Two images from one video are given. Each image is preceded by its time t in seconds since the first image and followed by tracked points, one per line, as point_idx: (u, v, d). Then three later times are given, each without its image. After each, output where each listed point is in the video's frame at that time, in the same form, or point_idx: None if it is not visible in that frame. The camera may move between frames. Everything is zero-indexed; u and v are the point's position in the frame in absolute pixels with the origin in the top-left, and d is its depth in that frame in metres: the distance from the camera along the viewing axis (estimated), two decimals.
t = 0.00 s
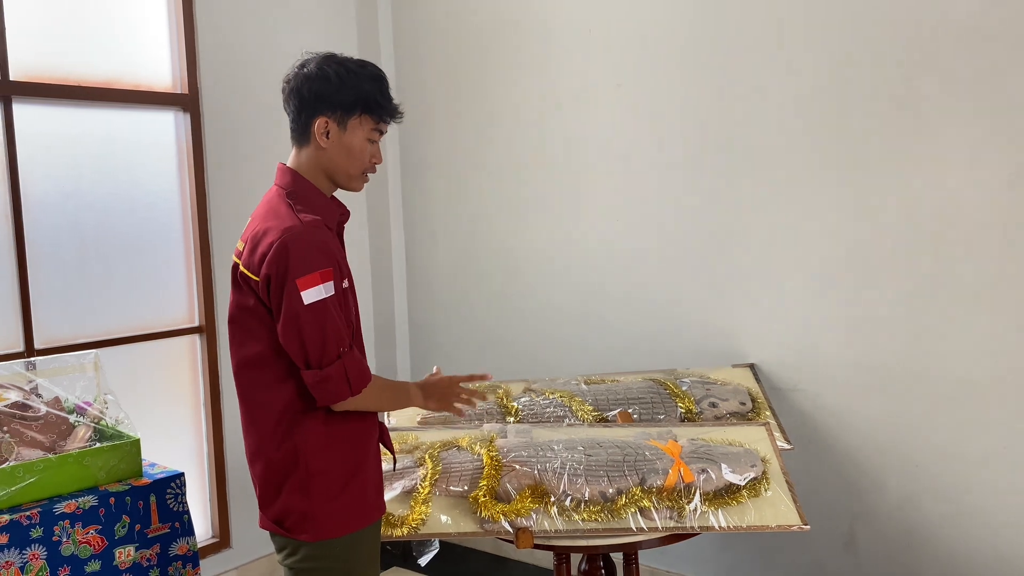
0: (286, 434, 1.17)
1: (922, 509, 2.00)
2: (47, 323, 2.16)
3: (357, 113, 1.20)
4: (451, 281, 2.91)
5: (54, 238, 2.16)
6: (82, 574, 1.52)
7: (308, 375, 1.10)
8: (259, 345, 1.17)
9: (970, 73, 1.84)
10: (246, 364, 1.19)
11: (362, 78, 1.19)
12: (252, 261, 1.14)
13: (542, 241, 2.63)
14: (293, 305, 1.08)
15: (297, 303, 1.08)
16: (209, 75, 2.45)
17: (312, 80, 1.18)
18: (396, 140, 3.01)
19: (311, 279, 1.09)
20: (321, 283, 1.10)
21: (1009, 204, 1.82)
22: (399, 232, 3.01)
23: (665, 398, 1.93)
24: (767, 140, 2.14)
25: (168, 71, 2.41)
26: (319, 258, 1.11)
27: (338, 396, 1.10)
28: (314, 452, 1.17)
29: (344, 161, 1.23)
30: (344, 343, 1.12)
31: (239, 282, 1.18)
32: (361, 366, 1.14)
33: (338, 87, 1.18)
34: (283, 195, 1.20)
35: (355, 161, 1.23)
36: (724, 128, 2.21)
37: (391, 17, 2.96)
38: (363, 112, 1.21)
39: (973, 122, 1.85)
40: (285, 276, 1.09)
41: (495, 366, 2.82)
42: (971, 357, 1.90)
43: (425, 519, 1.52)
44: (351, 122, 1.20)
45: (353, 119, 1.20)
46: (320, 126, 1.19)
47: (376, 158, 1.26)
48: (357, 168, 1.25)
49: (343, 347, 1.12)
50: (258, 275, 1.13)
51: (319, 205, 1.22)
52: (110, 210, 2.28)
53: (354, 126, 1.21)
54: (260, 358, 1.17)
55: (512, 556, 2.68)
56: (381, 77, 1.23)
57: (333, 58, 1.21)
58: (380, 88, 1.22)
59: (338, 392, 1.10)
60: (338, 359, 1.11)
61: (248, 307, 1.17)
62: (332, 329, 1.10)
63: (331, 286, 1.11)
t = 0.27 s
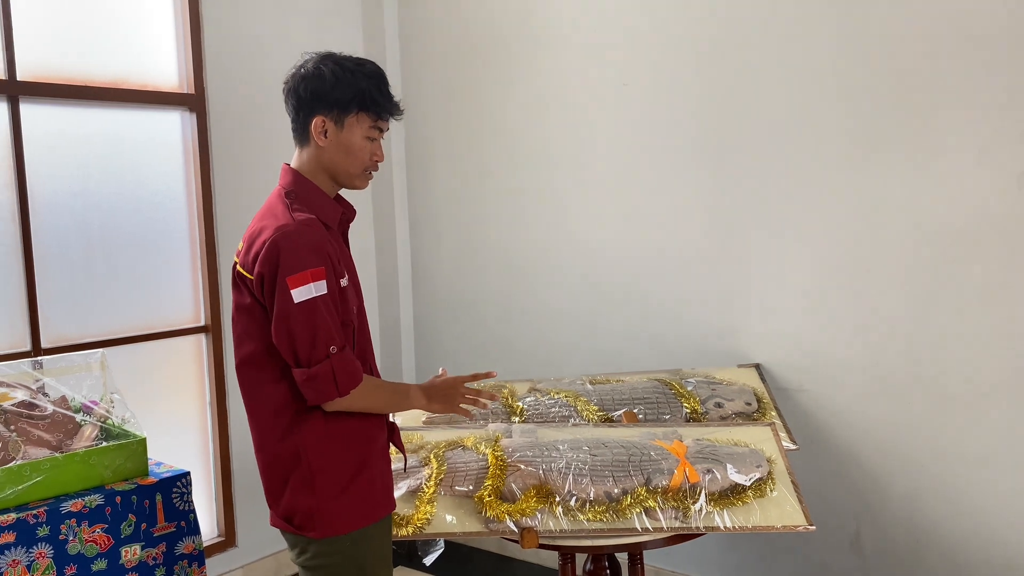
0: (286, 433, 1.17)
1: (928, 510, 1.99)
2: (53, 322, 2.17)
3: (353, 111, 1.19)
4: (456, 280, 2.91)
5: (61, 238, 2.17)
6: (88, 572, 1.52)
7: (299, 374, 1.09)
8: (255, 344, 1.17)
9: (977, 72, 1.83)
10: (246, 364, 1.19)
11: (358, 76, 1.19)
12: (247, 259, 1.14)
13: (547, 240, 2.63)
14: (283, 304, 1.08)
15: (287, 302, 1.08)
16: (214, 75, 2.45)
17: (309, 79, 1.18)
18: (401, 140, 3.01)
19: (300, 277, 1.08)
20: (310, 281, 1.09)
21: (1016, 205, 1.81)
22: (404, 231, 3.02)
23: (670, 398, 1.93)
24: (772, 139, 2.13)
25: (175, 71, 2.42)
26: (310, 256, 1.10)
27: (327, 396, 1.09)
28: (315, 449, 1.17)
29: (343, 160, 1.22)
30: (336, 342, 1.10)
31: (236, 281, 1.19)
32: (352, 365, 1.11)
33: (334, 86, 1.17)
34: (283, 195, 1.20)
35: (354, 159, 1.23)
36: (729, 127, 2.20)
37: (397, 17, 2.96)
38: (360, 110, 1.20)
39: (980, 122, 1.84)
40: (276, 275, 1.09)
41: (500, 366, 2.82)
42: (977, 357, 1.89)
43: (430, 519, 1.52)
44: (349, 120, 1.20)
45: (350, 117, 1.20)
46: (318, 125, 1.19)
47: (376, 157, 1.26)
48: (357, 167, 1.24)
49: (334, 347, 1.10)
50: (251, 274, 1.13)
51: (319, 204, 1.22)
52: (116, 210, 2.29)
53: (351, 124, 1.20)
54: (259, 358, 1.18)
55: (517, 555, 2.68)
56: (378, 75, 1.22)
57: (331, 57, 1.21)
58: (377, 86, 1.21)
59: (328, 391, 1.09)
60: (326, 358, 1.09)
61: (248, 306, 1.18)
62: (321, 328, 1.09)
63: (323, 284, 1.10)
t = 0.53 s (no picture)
0: (281, 430, 1.18)
1: (931, 510, 1.98)
2: (56, 321, 2.17)
3: (357, 111, 1.20)
4: (459, 280, 2.91)
5: (63, 237, 2.17)
6: (91, 571, 1.52)
7: (288, 370, 1.09)
8: (250, 341, 1.18)
9: (981, 71, 1.82)
10: (243, 360, 1.19)
11: (364, 76, 1.20)
12: (245, 255, 1.15)
13: (549, 240, 2.63)
14: (275, 299, 1.08)
15: (279, 297, 1.08)
16: (217, 74, 2.45)
17: (316, 79, 1.20)
18: (403, 139, 3.01)
19: (292, 273, 1.08)
20: (302, 278, 1.08)
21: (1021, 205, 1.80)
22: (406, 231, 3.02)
23: (673, 398, 1.92)
24: (776, 139, 2.13)
25: (178, 71, 2.42)
26: (303, 253, 1.10)
27: (314, 393, 1.08)
28: (310, 445, 1.17)
29: (346, 159, 1.22)
30: (327, 339, 1.09)
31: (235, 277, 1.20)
32: (342, 363, 1.10)
33: (339, 85, 1.18)
34: (284, 192, 1.21)
35: (357, 159, 1.23)
36: (732, 127, 2.20)
37: (399, 17, 2.96)
38: (364, 109, 1.20)
39: (985, 122, 1.83)
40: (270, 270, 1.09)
41: (502, 365, 2.82)
42: (981, 357, 1.89)
43: (432, 518, 1.52)
44: (352, 119, 1.20)
45: (354, 116, 1.20)
46: (322, 124, 1.20)
47: (379, 158, 1.25)
48: (360, 166, 1.24)
49: (324, 345, 1.09)
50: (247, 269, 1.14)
51: (322, 203, 1.21)
52: (118, 209, 2.29)
53: (355, 123, 1.20)
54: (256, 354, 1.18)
55: (519, 555, 2.68)
56: (384, 76, 1.23)
57: (339, 59, 1.22)
58: (382, 86, 1.21)
59: (314, 388, 1.08)
60: (314, 356, 1.08)
61: (245, 302, 1.18)
62: (311, 325, 1.08)
63: (316, 281, 1.10)
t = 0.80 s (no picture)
0: (287, 430, 1.18)
1: (933, 509, 1.98)
2: (58, 319, 2.17)
3: (371, 109, 1.19)
4: (460, 279, 2.91)
5: (65, 235, 2.17)
6: (92, 569, 1.52)
7: (291, 367, 1.09)
8: (257, 337, 1.18)
9: (983, 70, 1.82)
10: (249, 358, 1.19)
11: (378, 75, 1.19)
12: (253, 251, 1.15)
13: (550, 238, 2.63)
14: (281, 296, 1.08)
15: (285, 295, 1.08)
16: (218, 72, 2.45)
17: (329, 76, 1.19)
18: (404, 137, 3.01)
19: (299, 271, 1.08)
20: (308, 275, 1.08)
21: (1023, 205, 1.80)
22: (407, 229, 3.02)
23: (674, 397, 1.92)
24: (777, 138, 2.13)
25: (179, 69, 2.42)
26: (311, 251, 1.09)
27: (316, 392, 1.07)
28: (314, 447, 1.17)
29: (358, 157, 1.22)
30: (331, 338, 1.09)
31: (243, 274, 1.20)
32: (346, 362, 1.10)
33: (353, 83, 1.18)
34: (294, 189, 1.21)
35: (369, 157, 1.23)
36: (733, 125, 2.20)
37: (400, 15, 2.96)
38: (377, 108, 1.20)
39: (986, 121, 1.83)
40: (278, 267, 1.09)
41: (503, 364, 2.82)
42: (982, 356, 1.89)
43: (434, 517, 1.52)
44: (365, 118, 1.20)
45: (368, 115, 1.20)
46: (335, 121, 1.19)
47: (391, 156, 1.25)
48: (372, 165, 1.24)
49: (327, 344, 1.09)
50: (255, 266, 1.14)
51: (332, 200, 1.21)
52: (120, 207, 2.29)
53: (368, 122, 1.20)
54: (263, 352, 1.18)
55: (519, 553, 2.68)
56: (398, 75, 1.22)
57: (352, 56, 1.22)
58: (396, 85, 1.21)
59: (316, 386, 1.08)
60: (316, 355, 1.08)
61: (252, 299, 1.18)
62: (315, 323, 1.08)
63: (322, 280, 1.09)
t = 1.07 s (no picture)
0: (306, 432, 1.17)
1: (933, 508, 1.99)
2: (57, 317, 2.17)
3: (390, 106, 1.19)
4: (460, 277, 2.91)
5: (64, 233, 2.17)
6: (92, 568, 1.52)
7: (298, 371, 1.08)
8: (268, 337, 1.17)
9: (983, 70, 1.82)
10: (263, 359, 1.18)
11: (399, 71, 1.19)
12: (265, 250, 1.15)
13: (550, 237, 2.63)
14: (290, 299, 1.07)
15: (294, 298, 1.07)
16: (218, 70, 2.45)
17: (348, 72, 1.18)
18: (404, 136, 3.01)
19: (308, 274, 1.07)
20: (317, 278, 1.07)
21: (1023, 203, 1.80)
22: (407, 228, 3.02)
23: (674, 396, 1.92)
24: (778, 136, 2.13)
25: (178, 67, 2.42)
26: (322, 253, 1.08)
27: (321, 397, 1.06)
28: (333, 450, 1.17)
29: (377, 155, 1.22)
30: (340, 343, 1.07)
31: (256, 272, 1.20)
32: (354, 368, 1.08)
33: (373, 79, 1.18)
34: (309, 188, 1.20)
35: (386, 155, 1.22)
36: (733, 124, 2.19)
37: (400, 15, 2.96)
38: (397, 105, 1.20)
39: (986, 120, 1.83)
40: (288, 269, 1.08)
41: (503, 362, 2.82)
42: (982, 356, 1.89)
43: (434, 515, 1.52)
44: (385, 115, 1.19)
45: (387, 112, 1.19)
46: (354, 118, 1.19)
47: (408, 154, 1.25)
48: (390, 163, 1.23)
49: (335, 349, 1.07)
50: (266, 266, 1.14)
51: (346, 199, 1.20)
52: (119, 205, 2.28)
53: (387, 118, 1.20)
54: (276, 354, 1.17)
55: (519, 552, 2.68)
56: (417, 71, 1.22)
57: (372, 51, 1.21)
58: (416, 81, 1.21)
59: (322, 392, 1.06)
60: (321, 361, 1.06)
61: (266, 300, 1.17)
62: (323, 328, 1.06)
63: (332, 283, 1.08)
